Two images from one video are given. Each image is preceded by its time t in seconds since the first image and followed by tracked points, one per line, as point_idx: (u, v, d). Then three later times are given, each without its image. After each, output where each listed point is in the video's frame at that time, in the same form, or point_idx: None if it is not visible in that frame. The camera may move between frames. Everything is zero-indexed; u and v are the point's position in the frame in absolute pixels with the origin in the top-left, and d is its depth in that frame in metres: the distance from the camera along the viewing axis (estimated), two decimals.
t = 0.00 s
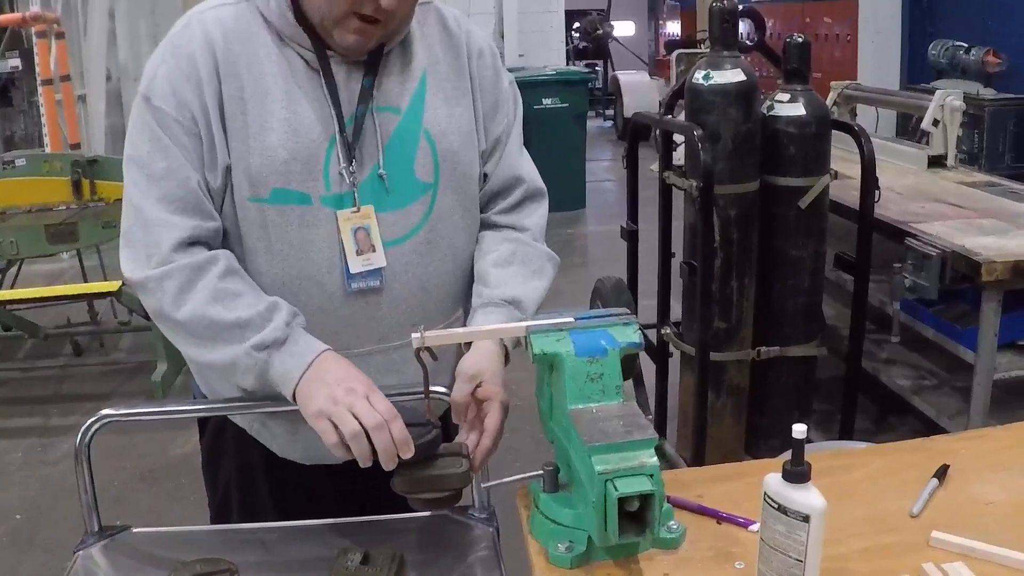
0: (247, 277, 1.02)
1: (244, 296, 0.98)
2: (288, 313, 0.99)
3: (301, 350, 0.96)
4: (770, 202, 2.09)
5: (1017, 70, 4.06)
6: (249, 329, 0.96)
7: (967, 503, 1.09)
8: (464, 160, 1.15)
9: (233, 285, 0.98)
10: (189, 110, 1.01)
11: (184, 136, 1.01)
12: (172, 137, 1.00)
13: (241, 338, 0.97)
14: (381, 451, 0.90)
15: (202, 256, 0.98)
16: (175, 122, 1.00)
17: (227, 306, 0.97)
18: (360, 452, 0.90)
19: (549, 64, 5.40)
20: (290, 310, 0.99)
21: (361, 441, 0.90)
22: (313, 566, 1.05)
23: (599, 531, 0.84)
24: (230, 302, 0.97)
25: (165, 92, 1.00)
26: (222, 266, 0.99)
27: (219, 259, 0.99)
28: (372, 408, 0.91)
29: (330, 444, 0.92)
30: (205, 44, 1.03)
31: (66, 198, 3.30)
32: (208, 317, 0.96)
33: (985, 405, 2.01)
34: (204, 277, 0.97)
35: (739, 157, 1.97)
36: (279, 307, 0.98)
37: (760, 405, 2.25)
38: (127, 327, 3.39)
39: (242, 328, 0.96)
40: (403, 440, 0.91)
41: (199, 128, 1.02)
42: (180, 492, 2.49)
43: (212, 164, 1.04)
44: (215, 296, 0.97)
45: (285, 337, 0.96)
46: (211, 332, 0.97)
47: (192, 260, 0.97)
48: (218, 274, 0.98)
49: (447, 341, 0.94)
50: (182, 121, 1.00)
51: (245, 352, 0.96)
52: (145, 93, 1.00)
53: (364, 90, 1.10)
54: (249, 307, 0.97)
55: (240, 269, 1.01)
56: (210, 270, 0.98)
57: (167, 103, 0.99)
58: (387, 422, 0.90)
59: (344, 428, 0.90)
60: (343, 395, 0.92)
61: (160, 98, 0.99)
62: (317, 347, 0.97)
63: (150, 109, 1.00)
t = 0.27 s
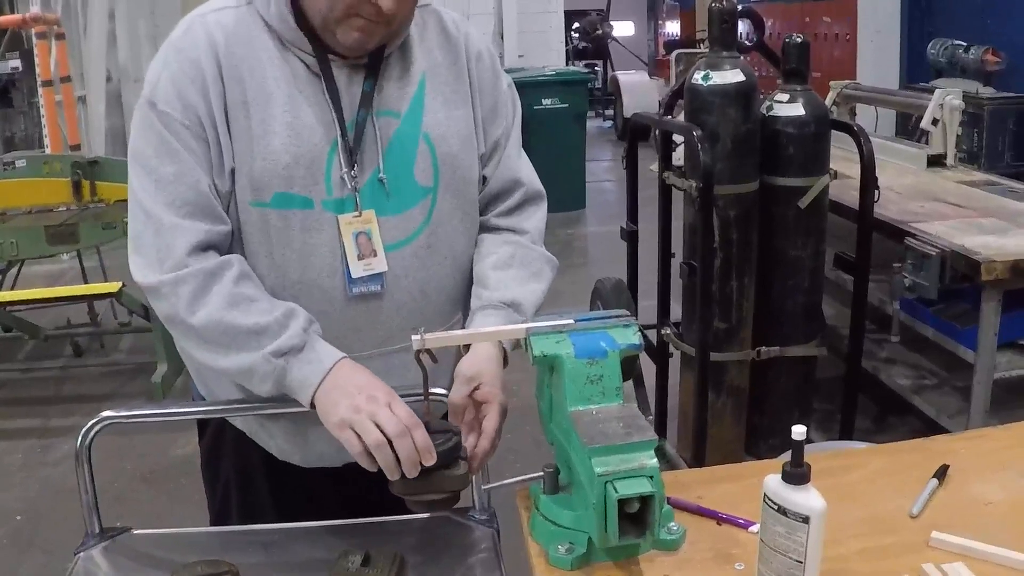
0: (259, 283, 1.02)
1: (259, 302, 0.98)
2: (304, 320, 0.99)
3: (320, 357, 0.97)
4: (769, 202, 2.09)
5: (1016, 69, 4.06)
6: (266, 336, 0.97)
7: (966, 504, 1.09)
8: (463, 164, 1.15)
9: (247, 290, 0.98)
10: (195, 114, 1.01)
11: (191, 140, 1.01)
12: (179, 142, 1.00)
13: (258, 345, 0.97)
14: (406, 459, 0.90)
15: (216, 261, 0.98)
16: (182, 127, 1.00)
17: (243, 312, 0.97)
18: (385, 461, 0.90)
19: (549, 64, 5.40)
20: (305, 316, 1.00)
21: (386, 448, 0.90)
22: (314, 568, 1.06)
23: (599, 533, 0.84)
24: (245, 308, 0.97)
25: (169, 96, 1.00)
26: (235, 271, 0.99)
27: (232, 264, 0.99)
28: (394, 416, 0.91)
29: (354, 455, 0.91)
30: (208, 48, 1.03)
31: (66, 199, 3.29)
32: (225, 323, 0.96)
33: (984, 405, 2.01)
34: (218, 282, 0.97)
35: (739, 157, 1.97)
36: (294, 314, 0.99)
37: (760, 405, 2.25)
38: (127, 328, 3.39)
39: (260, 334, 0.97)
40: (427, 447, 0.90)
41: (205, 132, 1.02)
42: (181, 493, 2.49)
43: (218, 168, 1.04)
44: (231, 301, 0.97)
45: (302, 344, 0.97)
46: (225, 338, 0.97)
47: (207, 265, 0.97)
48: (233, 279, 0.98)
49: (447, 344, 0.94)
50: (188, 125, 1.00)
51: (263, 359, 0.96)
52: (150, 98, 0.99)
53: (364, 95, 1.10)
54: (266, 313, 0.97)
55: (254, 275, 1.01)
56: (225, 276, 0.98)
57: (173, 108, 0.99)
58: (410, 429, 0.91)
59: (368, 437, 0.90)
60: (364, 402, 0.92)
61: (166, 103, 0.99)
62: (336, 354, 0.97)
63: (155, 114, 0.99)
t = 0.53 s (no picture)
0: (268, 290, 1.02)
1: (269, 309, 0.98)
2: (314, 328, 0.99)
3: (330, 365, 0.97)
4: (770, 205, 2.09)
5: (1016, 71, 4.07)
6: (277, 343, 0.97)
7: (967, 506, 1.09)
8: (465, 167, 1.16)
9: (257, 297, 0.99)
10: (200, 118, 1.01)
11: (196, 144, 1.01)
12: (185, 146, 1.00)
13: (269, 353, 0.97)
14: (417, 469, 0.90)
15: (225, 268, 0.98)
16: (187, 131, 1.00)
17: (253, 319, 0.97)
18: (396, 472, 0.90)
19: (549, 67, 5.41)
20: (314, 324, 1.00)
21: (398, 459, 0.90)
22: (316, 570, 1.06)
23: (601, 536, 0.84)
24: (255, 315, 0.97)
25: (174, 100, 1.00)
26: (244, 278, 0.99)
27: (241, 271, 0.99)
28: (405, 425, 0.91)
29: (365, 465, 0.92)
30: (211, 52, 1.03)
31: (68, 202, 3.29)
32: (235, 330, 0.96)
33: (985, 407, 2.01)
34: (228, 289, 0.98)
35: (739, 160, 1.98)
36: (304, 323, 0.99)
37: (761, 408, 2.25)
38: (128, 331, 3.39)
39: (270, 343, 0.97)
40: (437, 456, 0.91)
41: (210, 136, 1.03)
42: (181, 496, 2.49)
43: (223, 172, 1.04)
44: (241, 309, 0.97)
45: (312, 353, 0.97)
46: (235, 345, 0.97)
47: (217, 272, 0.97)
48: (242, 286, 0.98)
49: (449, 348, 0.94)
50: (193, 129, 1.00)
51: (273, 367, 0.96)
52: (154, 102, 1.00)
53: (367, 99, 1.10)
54: (276, 321, 0.97)
55: (262, 282, 1.01)
56: (234, 282, 0.98)
57: (178, 111, 1.00)
58: (420, 438, 0.91)
59: (381, 447, 0.90)
60: (375, 411, 0.93)
61: (170, 107, 0.99)
62: (345, 363, 0.98)
63: (159, 118, 0.99)
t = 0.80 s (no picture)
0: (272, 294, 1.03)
1: (274, 314, 0.99)
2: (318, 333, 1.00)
3: (335, 371, 0.97)
4: (771, 208, 2.10)
5: (1018, 75, 4.07)
6: (282, 348, 0.97)
7: (969, 510, 1.09)
8: (468, 170, 1.16)
9: (262, 302, 0.99)
10: (204, 121, 1.02)
11: (200, 147, 1.01)
12: (189, 148, 1.00)
13: (274, 358, 0.97)
14: (423, 476, 0.90)
15: (230, 272, 0.98)
16: (191, 134, 1.00)
17: (259, 324, 0.97)
18: (403, 479, 0.90)
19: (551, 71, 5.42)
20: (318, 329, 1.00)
21: (404, 466, 0.90)
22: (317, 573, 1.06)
23: (602, 539, 0.84)
24: (260, 319, 0.98)
25: (178, 103, 1.00)
26: (250, 282, 0.99)
27: (246, 275, 0.99)
28: (410, 431, 0.91)
29: (373, 471, 0.92)
30: (214, 54, 1.04)
31: (70, 205, 3.30)
32: (241, 335, 0.96)
33: (987, 411, 2.01)
34: (233, 293, 0.98)
35: (741, 164, 1.98)
36: (308, 328, 0.99)
37: (763, 411, 2.25)
38: (130, 335, 3.39)
39: (275, 348, 0.97)
40: (444, 462, 0.91)
41: (214, 139, 1.03)
42: (183, 499, 2.49)
43: (227, 174, 1.04)
44: (246, 313, 0.97)
45: (317, 358, 0.97)
46: (240, 349, 0.97)
47: (222, 276, 0.97)
48: (248, 291, 0.99)
49: (451, 350, 0.94)
50: (197, 132, 1.01)
51: (279, 372, 0.96)
52: (157, 105, 1.00)
53: (370, 102, 1.10)
54: (281, 326, 0.98)
55: (267, 286, 1.01)
56: (240, 287, 0.98)
57: (181, 114, 1.00)
58: (426, 444, 0.91)
59: (387, 454, 0.90)
60: (381, 417, 0.93)
61: (174, 110, 0.99)
62: (350, 368, 0.97)
63: (163, 120, 0.99)
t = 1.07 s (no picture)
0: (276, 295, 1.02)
1: (278, 315, 0.98)
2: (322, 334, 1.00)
3: (339, 373, 0.97)
4: (774, 209, 2.09)
5: (1020, 76, 4.07)
6: (286, 350, 0.97)
7: (973, 511, 1.09)
8: (472, 171, 1.16)
9: (265, 303, 0.99)
10: (207, 121, 1.01)
11: (204, 147, 1.01)
12: (193, 149, 1.00)
13: (278, 360, 0.97)
14: (427, 478, 0.90)
15: (234, 273, 0.98)
16: (194, 135, 1.00)
17: (262, 325, 0.97)
18: (407, 480, 0.90)
19: (552, 72, 5.42)
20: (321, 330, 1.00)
21: (409, 468, 0.90)
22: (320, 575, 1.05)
23: (606, 540, 0.84)
24: (264, 321, 0.97)
25: (180, 103, 1.00)
26: (253, 283, 0.99)
27: (250, 276, 0.99)
28: (414, 433, 0.91)
29: (377, 474, 0.92)
30: (217, 54, 1.04)
31: (72, 206, 3.31)
32: (244, 337, 0.96)
33: (990, 412, 2.01)
34: (236, 294, 0.98)
35: (743, 165, 1.98)
36: (312, 329, 0.99)
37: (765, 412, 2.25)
38: (131, 336, 3.40)
39: (279, 349, 0.97)
40: (447, 464, 0.90)
41: (217, 139, 1.03)
42: (185, 500, 2.49)
43: (230, 175, 1.04)
44: (250, 314, 0.97)
45: (321, 360, 0.97)
46: (244, 350, 0.97)
47: (226, 277, 0.97)
48: (251, 292, 0.98)
49: (454, 350, 0.94)
50: (201, 133, 1.00)
51: (283, 374, 0.96)
52: (160, 106, 1.00)
53: (373, 101, 1.10)
54: (284, 327, 0.98)
55: (270, 287, 1.01)
56: (243, 287, 0.98)
57: (184, 114, 1.00)
58: (430, 446, 0.90)
59: (392, 456, 0.90)
60: (384, 420, 0.92)
61: (177, 110, 0.99)
62: (354, 371, 0.97)
63: (166, 121, 0.99)
